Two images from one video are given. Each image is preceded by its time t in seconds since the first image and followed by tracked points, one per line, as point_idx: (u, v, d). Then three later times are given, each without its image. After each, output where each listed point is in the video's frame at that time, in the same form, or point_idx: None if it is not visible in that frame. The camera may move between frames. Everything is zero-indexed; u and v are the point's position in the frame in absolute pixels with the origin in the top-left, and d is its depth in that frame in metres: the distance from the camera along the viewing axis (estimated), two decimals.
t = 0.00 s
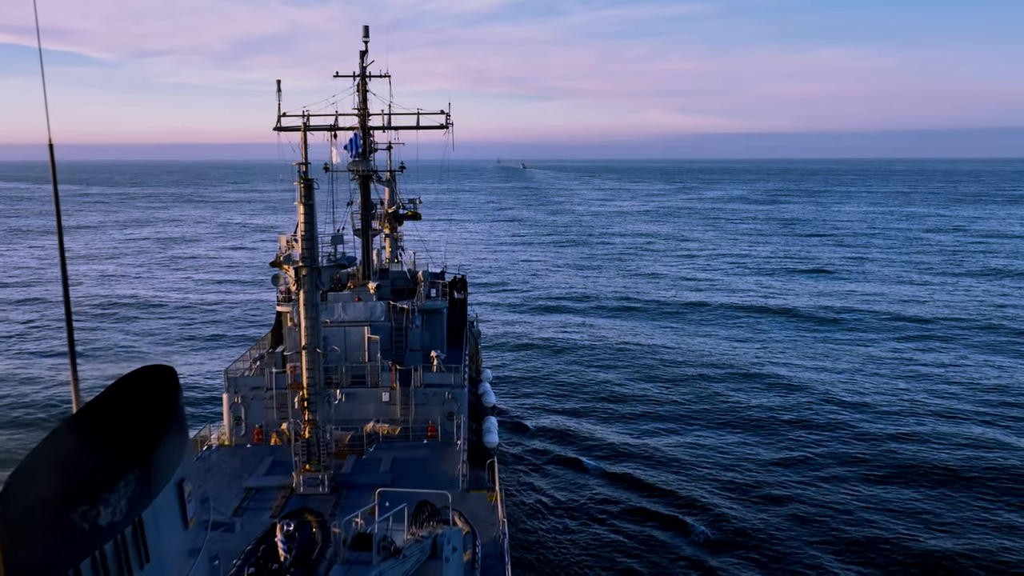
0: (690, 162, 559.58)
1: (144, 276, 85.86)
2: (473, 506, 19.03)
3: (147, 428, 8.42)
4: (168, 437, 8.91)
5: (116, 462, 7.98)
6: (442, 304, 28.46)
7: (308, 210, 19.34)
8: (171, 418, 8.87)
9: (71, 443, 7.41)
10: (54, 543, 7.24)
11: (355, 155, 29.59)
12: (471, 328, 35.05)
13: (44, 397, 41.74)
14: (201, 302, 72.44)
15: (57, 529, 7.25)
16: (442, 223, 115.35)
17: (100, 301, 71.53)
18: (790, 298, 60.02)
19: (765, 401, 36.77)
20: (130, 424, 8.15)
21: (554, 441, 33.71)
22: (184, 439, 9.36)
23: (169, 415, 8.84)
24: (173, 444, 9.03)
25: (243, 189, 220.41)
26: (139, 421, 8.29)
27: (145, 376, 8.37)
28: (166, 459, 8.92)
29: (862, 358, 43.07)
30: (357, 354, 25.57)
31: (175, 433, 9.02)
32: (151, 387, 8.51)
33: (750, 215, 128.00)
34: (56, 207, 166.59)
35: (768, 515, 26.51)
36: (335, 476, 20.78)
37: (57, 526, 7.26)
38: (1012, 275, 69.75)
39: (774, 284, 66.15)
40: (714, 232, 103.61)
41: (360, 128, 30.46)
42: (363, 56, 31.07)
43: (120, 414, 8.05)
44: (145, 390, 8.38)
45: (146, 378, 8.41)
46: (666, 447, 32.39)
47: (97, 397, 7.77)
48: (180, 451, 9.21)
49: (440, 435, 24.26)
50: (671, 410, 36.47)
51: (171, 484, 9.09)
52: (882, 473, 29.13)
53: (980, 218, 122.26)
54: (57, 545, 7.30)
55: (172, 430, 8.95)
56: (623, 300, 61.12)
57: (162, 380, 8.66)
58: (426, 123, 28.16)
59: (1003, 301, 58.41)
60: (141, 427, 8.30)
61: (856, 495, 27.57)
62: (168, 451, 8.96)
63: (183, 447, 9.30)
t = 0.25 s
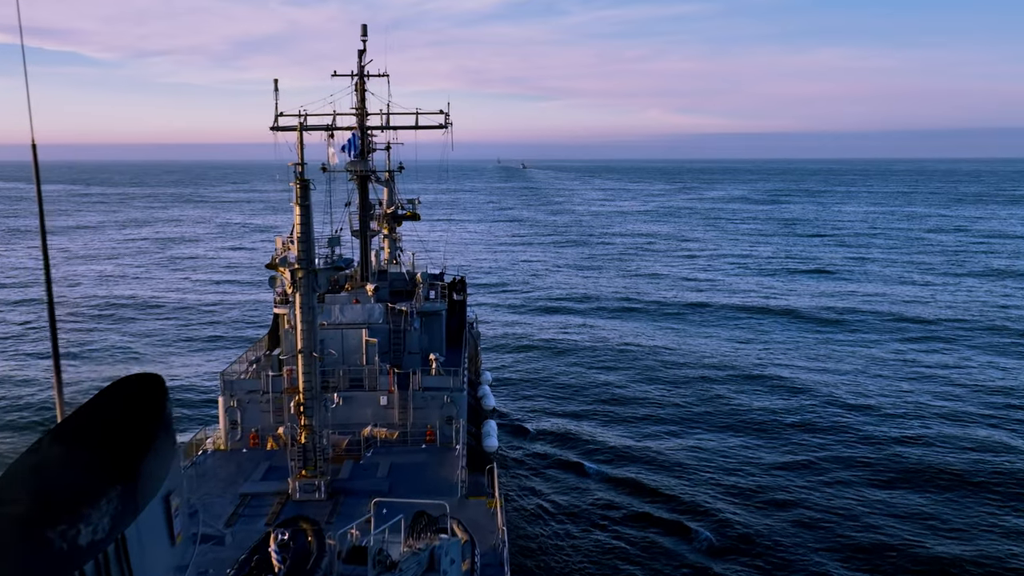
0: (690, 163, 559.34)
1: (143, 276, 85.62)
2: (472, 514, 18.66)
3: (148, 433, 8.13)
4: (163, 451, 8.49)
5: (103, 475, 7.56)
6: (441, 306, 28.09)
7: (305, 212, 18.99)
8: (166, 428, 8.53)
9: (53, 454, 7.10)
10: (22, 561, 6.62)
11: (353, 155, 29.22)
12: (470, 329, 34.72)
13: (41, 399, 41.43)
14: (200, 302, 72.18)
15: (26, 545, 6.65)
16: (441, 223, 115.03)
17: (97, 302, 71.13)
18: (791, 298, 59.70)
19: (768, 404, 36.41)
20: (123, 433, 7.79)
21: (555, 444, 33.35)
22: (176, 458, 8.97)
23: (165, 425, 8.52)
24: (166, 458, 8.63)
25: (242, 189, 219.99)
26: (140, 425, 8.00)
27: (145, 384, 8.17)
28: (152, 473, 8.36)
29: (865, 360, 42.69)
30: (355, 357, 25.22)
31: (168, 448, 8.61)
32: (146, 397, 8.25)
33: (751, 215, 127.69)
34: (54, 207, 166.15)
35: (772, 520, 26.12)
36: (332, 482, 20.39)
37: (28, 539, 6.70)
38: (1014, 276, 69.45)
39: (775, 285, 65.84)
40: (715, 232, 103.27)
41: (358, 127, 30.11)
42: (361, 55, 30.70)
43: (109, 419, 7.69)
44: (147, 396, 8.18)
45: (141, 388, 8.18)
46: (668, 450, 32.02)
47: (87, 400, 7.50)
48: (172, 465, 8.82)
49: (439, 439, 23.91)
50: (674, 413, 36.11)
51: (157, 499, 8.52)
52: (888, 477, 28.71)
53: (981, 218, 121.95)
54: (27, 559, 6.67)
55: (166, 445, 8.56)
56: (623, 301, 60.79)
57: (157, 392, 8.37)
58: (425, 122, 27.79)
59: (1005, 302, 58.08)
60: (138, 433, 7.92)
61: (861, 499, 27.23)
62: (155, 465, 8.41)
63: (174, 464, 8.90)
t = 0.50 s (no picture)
0: (690, 163, 559.09)
1: (142, 276, 85.32)
2: (471, 522, 18.28)
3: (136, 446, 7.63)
4: (147, 466, 7.92)
5: (81, 493, 6.80)
6: (439, 308, 27.73)
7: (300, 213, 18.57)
8: (153, 441, 8.00)
9: (28, 473, 6.30)
10: None
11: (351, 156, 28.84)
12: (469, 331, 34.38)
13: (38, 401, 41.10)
14: (199, 303, 71.89)
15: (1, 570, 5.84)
16: (441, 224, 114.74)
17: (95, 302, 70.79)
18: (793, 299, 59.36)
19: (771, 406, 36.04)
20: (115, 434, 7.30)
21: (556, 447, 32.98)
22: (157, 473, 8.45)
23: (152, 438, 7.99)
24: (150, 473, 8.08)
25: (242, 189, 219.77)
26: (131, 437, 7.53)
27: (130, 395, 7.55)
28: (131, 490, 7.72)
29: (869, 361, 42.32)
30: (352, 361, 24.82)
31: (153, 462, 8.07)
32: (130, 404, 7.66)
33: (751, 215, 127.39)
34: (53, 207, 165.98)
35: (776, 525, 25.76)
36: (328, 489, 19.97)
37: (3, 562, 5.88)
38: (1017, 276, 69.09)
39: (776, 285, 65.51)
40: (716, 233, 102.94)
41: (356, 127, 29.72)
42: (359, 54, 30.32)
43: (99, 421, 7.12)
44: (134, 407, 7.59)
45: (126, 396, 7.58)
46: (670, 453, 31.66)
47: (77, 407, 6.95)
48: (153, 480, 8.16)
49: (437, 444, 23.54)
50: (676, 415, 35.74)
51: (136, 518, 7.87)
52: (893, 481, 28.35)
53: (982, 218, 121.59)
54: None
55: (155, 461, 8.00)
56: (624, 301, 60.44)
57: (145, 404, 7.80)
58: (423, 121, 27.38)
59: (1008, 303, 57.72)
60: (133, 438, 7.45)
61: (867, 503, 26.85)
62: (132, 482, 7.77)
63: (157, 479, 8.36)
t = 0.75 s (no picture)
0: (690, 163, 559.02)
1: (141, 277, 85.00)
2: (470, 530, 17.95)
3: (140, 453, 6.44)
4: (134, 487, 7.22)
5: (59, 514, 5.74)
6: (439, 311, 27.37)
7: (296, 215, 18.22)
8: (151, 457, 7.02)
9: None
10: None
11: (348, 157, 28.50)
12: (468, 333, 34.12)
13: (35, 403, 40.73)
14: (198, 304, 71.56)
15: None
16: (441, 224, 114.46)
17: (93, 303, 70.35)
18: (795, 300, 59.04)
19: (774, 408, 35.72)
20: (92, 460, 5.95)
21: (558, 449, 32.67)
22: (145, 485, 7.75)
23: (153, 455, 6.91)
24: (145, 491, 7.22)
25: (242, 188, 219.40)
26: (131, 444, 6.31)
27: (130, 397, 6.35)
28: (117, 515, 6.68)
29: (872, 363, 41.95)
30: (349, 364, 24.48)
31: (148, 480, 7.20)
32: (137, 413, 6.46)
33: (751, 215, 127.21)
34: (52, 207, 165.57)
35: (781, 530, 25.42)
36: (325, 495, 19.61)
37: None
38: (1018, 277, 68.87)
39: (778, 286, 65.17)
40: (716, 233, 102.71)
41: (354, 127, 29.36)
42: (357, 54, 29.95)
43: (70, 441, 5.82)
44: (135, 412, 6.39)
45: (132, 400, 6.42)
46: (673, 456, 31.31)
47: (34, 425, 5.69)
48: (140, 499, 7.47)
49: (436, 449, 23.17)
50: (679, 417, 35.37)
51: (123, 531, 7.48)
52: (898, 485, 28.01)
53: (982, 218, 121.49)
54: None
55: (155, 477, 6.93)
56: (625, 302, 60.15)
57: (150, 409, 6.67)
58: (423, 122, 27.30)
59: (1011, 303, 57.47)
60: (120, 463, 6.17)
61: (873, 508, 26.51)
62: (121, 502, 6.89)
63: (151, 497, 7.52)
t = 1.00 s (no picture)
0: (690, 163, 558.61)
1: (140, 277, 84.54)
2: (469, 539, 17.54)
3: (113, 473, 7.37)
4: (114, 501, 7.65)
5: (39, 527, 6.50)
6: (437, 313, 26.96)
7: (291, 216, 17.82)
8: (125, 466, 7.61)
9: None
10: None
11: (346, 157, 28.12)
12: (468, 335, 33.76)
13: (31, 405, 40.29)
14: (197, 304, 71.11)
15: None
16: (441, 224, 114.04)
17: (91, 304, 69.91)
18: (797, 300, 58.63)
19: (777, 410, 35.33)
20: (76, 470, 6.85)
21: (559, 452, 32.29)
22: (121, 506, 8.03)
23: (125, 462, 7.59)
24: (118, 501, 7.63)
25: (241, 188, 218.88)
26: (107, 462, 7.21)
27: (107, 419, 7.28)
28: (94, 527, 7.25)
29: (877, 364, 41.51)
30: (346, 367, 24.09)
31: (122, 490, 7.63)
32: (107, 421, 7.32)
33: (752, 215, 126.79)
34: (51, 207, 165.03)
35: (785, 535, 25.05)
36: (321, 503, 19.19)
37: None
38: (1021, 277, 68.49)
39: (780, 287, 64.77)
40: (717, 233, 102.30)
41: (352, 127, 28.97)
42: (355, 53, 29.55)
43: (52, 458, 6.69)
44: (111, 433, 7.26)
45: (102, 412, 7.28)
46: (675, 459, 30.94)
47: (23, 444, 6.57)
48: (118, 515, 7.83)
49: (435, 454, 22.76)
50: (681, 420, 34.95)
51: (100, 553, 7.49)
52: (904, 489, 27.64)
53: (984, 218, 121.09)
54: None
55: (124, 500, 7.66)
56: (626, 303, 59.75)
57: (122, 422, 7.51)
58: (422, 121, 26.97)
59: (1014, 304, 57.07)
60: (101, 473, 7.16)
61: (879, 512, 26.11)
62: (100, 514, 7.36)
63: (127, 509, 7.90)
